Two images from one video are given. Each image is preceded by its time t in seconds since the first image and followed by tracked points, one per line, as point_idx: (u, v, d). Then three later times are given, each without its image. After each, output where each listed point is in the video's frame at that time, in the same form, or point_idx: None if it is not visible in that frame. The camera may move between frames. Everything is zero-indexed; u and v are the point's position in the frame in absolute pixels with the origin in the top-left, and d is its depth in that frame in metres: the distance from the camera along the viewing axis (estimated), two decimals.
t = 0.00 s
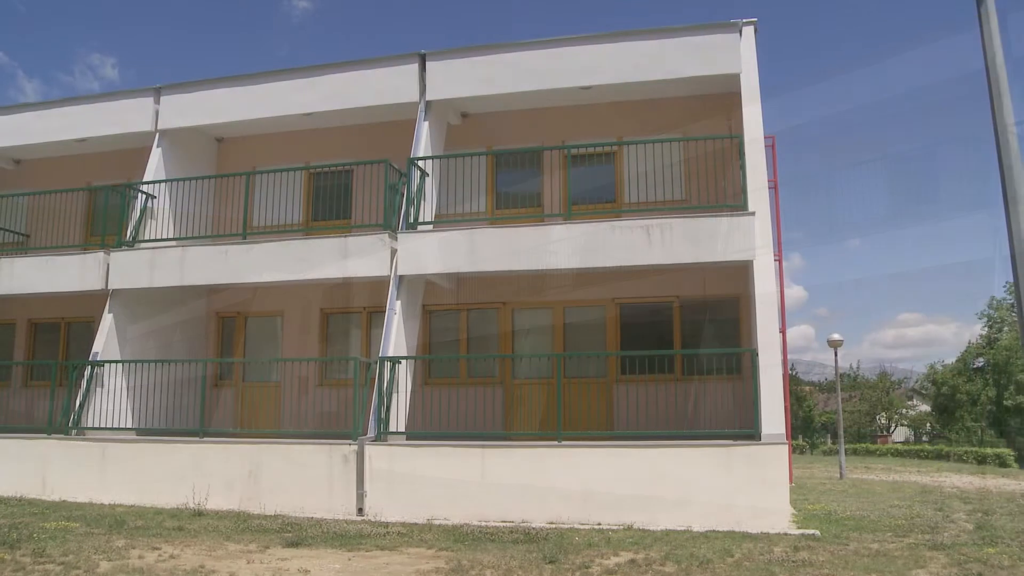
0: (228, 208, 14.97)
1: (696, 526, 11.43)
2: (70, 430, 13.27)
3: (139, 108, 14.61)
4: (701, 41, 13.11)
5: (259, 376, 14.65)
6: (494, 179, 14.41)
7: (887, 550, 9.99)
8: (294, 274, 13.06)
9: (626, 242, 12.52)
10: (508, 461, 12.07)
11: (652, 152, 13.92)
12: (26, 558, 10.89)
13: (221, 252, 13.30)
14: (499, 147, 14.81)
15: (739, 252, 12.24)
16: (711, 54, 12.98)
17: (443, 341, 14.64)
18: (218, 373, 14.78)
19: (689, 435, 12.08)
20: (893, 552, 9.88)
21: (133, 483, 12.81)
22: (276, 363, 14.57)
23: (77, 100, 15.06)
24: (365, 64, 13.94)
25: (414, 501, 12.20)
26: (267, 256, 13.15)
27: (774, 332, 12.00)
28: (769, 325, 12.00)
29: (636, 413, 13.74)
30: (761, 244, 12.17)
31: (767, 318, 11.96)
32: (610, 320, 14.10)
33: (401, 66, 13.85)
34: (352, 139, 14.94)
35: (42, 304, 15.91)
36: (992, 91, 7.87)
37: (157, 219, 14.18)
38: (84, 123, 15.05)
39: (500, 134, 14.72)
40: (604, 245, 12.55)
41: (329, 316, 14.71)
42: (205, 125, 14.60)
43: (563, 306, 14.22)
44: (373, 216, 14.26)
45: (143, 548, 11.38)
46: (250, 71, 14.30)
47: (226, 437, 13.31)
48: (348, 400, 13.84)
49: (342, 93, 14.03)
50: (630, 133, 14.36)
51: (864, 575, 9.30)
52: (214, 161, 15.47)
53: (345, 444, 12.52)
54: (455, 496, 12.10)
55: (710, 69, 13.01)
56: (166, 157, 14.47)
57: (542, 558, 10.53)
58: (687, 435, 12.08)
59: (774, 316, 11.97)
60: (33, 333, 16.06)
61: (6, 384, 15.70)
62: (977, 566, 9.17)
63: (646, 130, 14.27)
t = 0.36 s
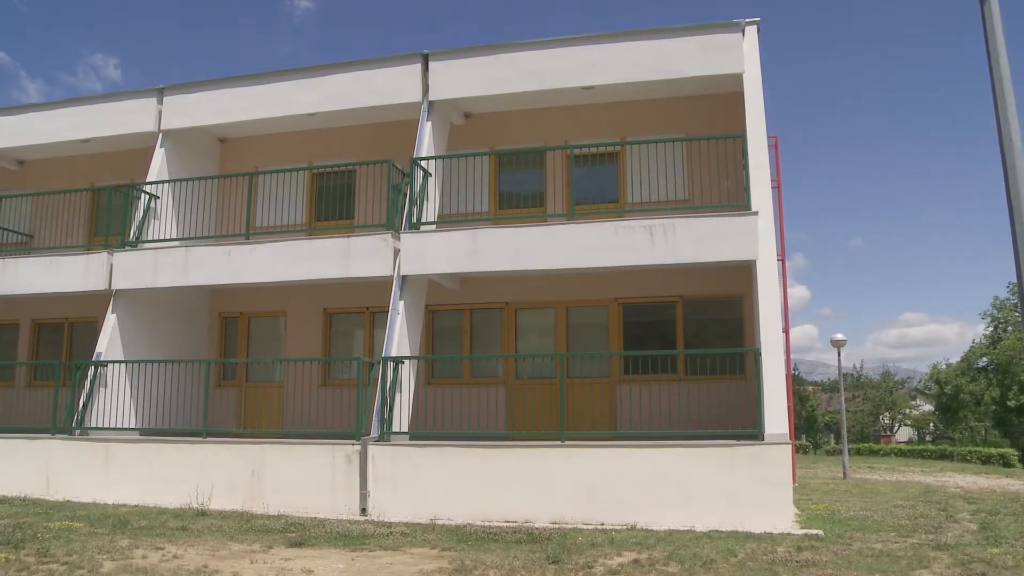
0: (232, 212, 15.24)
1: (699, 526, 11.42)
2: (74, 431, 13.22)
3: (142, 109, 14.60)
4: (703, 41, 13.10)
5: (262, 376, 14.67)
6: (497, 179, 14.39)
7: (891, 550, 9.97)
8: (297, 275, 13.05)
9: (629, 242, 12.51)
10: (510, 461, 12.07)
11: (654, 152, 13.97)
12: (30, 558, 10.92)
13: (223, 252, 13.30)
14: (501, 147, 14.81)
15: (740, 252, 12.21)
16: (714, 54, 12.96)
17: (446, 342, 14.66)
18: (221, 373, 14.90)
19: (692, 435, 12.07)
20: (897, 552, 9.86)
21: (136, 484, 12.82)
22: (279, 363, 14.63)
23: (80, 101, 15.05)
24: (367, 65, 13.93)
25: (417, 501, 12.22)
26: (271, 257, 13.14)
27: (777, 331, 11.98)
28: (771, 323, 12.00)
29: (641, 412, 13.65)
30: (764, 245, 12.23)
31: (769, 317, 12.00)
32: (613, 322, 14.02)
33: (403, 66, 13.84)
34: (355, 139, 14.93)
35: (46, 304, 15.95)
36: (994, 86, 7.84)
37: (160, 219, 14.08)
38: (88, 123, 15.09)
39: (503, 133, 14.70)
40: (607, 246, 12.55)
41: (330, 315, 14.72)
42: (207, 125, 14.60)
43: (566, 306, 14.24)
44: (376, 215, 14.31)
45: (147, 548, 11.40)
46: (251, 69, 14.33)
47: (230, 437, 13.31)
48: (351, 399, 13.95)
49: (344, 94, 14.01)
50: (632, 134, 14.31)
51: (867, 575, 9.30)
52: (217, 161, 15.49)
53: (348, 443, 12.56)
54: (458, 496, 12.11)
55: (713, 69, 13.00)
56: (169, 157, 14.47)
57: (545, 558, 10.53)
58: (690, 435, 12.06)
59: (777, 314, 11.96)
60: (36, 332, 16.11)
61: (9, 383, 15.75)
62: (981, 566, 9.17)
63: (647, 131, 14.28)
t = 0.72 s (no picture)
0: (247, 213, 15.26)
1: (715, 527, 11.39)
2: (92, 431, 13.29)
3: (157, 111, 14.68)
4: (718, 41, 13.05)
5: (277, 377, 14.71)
6: (512, 179, 14.39)
7: (909, 551, 9.93)
8: (313, 276, 13.09)
9: (645, 241, 12.49)
10: (527, 461, 12.08)
11: (669, 151, 13.93)
12: (50, 558, 11.01)
13: (239, 253, 13.35)
14: (516, 147, 14.83)
15: (757, 251, 12.17)
16: (728, 53, 12.93)
17: (461, 342, 14.67)
18: (238, 374, 14.96)
19: (709, 435, 12.04)
20: (915, 553, 9.82)
21: (153, 484, 12.88)
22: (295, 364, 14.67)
23: (96, 103, 15.14)
24: (381, 66, 13.96)
25: (432, 501, 12.24)
26: (287, 257, 13.19)
27: (793, 332, 11.94)
28: (787, 323, 11.97)
29: (655, 412, 13.65)
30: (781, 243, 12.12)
31: (788, 316, 11.95)
32: (629, 322, 14.00)
33: (417, 65, 13.89)
34: (369, 139, 14.97)
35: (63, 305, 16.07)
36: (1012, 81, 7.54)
37: (176, 220, 14.18)
38: (104, 126, 15.17)
39: (517, 134, 14.71)
40: (622, 245, 12.54)
41: (347, 317, 14.76)
42: (223, 127, 14.66)
43: (582, 306, 14.23)
44: (391, 217, 14.33)
45: (165, 548, 11.47)
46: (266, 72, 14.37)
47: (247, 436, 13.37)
48: (367, 398, 13.98)
49: (358, 95, 14.05)
50: (646, 134, 14.26)
51: (886, 575, 9.26)
52: (232, 163, 15.56)
53: (364, 444, 12.61)
54: (473, 496, 12.13)
55: (728, 68, 12.95)
56: (185, 159, 14.53)
57: (561, 558, 10.53)
58: (706, 435, 12.03)
59: (793, 314, 11.92)
60: (56, 334, 16.20)
61: (28, 384, 15.87)
62: (1001, 567, 9.12)
63: (663, 130, 14.23)
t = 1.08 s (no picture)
0: (275, 214, 15.30)
1: (744, 527, 11.33)
2: (124, 432, 13.44)
3: (186, 115, 14.81)
4: (745, 38, 12.96)
5: (306, 377, 14.80)
6: (539, 178, 14.36)
7: (943, 552, 9.82)
8: (341, 277, 13.16)
9: (672, 240, 12.44)
10: (555, 462, 12.07)
11: (696, 149, 13.86)
12: (84, 557, 11.16)
13: (268, 255, 13.45)
14: (542, 147, 14.82)
15: (785, 250, 12.08)
16: (755, 50, 12.83)
17: (489, 342, 14.71)
18: (267, 374, 15.07)
19: (738, 435, 11.97)
20: (949, 554, 9.71)
21: (184, 484, 13.00)
22: (324, 364, 14.76)
23: (127, 108, 15.30)
24: (407, 67, 14.00)
25: (461, 500, 12.27)
26: (315, 259, 13.28)
27: (822, 332, 11.84)
28: (817, 322, 11.86)
29: (683, 411, 13.60)
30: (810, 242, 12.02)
31: (817, 316, 11.85)
32: (656, 321, 13.96)
33: (442, 66, 13.91)
34: (395, 140, 15.03)
35: (96, 307, 16.27)
36: None
37: (205, 223, 14.30)
38: (134, 129, 15.33)
39: (543, 134, 14.71)
40: (649, 244, 12.50)
41: (374, 317, 14.82)
42: (251, 130, 14.76)
43: (609, 305, 14.20)
44: (417, 218, 14.38)
45: (197, 547, 11.59)
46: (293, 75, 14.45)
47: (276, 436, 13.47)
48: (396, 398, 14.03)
49: (384, 96, 14.11)
50: (673, 132, 14.20)
51: None
52: (260, 165, 15.67)
53: (392, 444, 12.66)
54: (501, 495, 12.15)
55: (754, 66, 12.85)
56: (214, 161, 14.65)
57: (590, 558, 10.52)
58: (736, 435, 11.96)
59: (823, 313, 11.82)
60: (89, 335, 16.41)
61: (61, 385, 16.09)
62: None
63: (690, 129, 14.16)
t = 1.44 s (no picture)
0: (315, 217, 15.43)
1: (788, 527, 11.22)
2: (169, 432, 13.62)
3: (227, 119, 14.99)
4: (784, 34, 12.83)
5: (347, 378, 14.89)
6: (577, 178, 14.36)
7: (992, 554, 9.64)
8: (381, 278, 13.24)
9: (711, 238, 12.36)
10: (596, 462, 12.04)
11: (736, 147, 13.77)
12: (130, 556, 11.33)
13: (308, 257, 13.57)
14: (580, 146, 14.81)
15: (827, 248, 11.95)
16: (794, 46, 12.70)
17: (529, 342, 14.72)
18: (309, 375, 15.20)
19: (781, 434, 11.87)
20: (998, 556, 9.53)
21: (227, 484, 13.14)
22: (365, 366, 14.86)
23: (169, 113, 15.53)
24: (444, 68, 14.05)
25: (501, 500, 12.29)
26: (355, 260, 13.37)
27: (866, 330, 11.70)
28: (860, 321, 11.72)
29: (724, 411, 13.50)
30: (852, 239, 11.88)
31: (860, 314, 11.71)
32: (697, 320, 13.88)
33: (479, 67, 13.94)
34: (433, 142, 15.09)
35: (140, 310, 16.51)
36: None
37: (246, 226, 14.45)
38: (176, 134, 15.55)
39: (581, 133, 14.70)
40: (689, 243, 12.44)
41: (414, 318, 14.88)
42: (291, 133, 14.90)
43: (649, 305, 14.14)
44: (457, 219, 14.43)
45: (241, 547, 11.72)
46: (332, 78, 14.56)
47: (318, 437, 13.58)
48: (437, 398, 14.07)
49: (422, 98, 14.18)
50: (713, 130, 14.12)
51: None
52: (300, 168, 15.81)
53: (433, 444, 12.71)
54: (542, 495, 12.15)
55: (794, 62, 12.72)
56: (254, 165, 14.82)
57: (632, 558, 10.48)
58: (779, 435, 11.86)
59: (866, 312, 11.68)
60: (134, 338, 16.66)
61: (108, 387, 16.35)
62: None
63: (730, 126, 14.06)
